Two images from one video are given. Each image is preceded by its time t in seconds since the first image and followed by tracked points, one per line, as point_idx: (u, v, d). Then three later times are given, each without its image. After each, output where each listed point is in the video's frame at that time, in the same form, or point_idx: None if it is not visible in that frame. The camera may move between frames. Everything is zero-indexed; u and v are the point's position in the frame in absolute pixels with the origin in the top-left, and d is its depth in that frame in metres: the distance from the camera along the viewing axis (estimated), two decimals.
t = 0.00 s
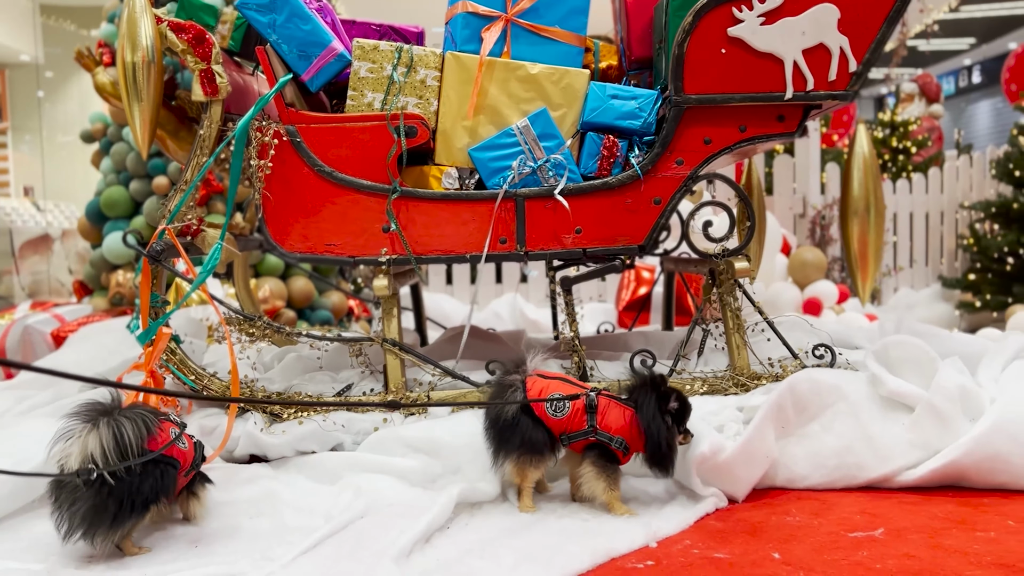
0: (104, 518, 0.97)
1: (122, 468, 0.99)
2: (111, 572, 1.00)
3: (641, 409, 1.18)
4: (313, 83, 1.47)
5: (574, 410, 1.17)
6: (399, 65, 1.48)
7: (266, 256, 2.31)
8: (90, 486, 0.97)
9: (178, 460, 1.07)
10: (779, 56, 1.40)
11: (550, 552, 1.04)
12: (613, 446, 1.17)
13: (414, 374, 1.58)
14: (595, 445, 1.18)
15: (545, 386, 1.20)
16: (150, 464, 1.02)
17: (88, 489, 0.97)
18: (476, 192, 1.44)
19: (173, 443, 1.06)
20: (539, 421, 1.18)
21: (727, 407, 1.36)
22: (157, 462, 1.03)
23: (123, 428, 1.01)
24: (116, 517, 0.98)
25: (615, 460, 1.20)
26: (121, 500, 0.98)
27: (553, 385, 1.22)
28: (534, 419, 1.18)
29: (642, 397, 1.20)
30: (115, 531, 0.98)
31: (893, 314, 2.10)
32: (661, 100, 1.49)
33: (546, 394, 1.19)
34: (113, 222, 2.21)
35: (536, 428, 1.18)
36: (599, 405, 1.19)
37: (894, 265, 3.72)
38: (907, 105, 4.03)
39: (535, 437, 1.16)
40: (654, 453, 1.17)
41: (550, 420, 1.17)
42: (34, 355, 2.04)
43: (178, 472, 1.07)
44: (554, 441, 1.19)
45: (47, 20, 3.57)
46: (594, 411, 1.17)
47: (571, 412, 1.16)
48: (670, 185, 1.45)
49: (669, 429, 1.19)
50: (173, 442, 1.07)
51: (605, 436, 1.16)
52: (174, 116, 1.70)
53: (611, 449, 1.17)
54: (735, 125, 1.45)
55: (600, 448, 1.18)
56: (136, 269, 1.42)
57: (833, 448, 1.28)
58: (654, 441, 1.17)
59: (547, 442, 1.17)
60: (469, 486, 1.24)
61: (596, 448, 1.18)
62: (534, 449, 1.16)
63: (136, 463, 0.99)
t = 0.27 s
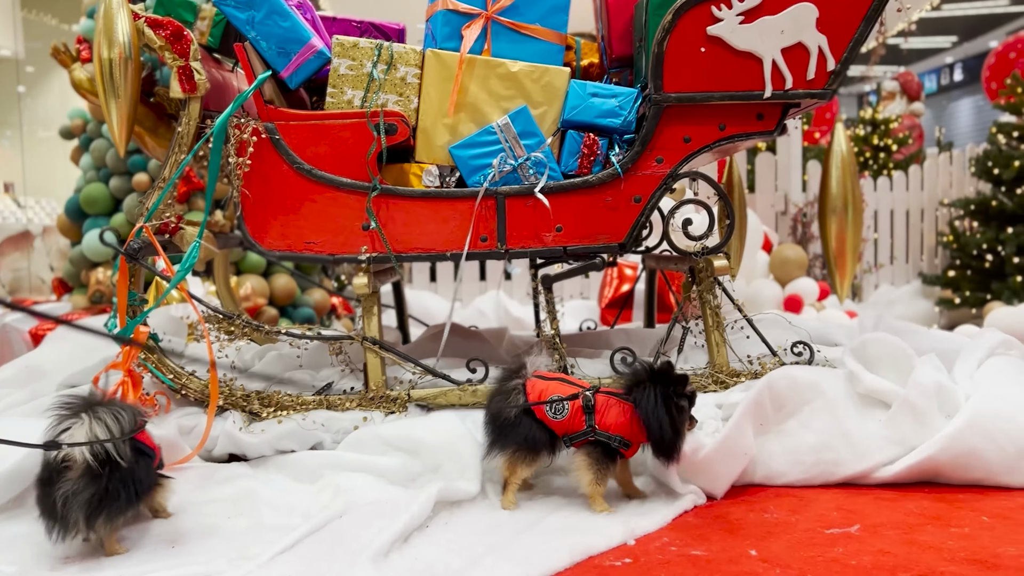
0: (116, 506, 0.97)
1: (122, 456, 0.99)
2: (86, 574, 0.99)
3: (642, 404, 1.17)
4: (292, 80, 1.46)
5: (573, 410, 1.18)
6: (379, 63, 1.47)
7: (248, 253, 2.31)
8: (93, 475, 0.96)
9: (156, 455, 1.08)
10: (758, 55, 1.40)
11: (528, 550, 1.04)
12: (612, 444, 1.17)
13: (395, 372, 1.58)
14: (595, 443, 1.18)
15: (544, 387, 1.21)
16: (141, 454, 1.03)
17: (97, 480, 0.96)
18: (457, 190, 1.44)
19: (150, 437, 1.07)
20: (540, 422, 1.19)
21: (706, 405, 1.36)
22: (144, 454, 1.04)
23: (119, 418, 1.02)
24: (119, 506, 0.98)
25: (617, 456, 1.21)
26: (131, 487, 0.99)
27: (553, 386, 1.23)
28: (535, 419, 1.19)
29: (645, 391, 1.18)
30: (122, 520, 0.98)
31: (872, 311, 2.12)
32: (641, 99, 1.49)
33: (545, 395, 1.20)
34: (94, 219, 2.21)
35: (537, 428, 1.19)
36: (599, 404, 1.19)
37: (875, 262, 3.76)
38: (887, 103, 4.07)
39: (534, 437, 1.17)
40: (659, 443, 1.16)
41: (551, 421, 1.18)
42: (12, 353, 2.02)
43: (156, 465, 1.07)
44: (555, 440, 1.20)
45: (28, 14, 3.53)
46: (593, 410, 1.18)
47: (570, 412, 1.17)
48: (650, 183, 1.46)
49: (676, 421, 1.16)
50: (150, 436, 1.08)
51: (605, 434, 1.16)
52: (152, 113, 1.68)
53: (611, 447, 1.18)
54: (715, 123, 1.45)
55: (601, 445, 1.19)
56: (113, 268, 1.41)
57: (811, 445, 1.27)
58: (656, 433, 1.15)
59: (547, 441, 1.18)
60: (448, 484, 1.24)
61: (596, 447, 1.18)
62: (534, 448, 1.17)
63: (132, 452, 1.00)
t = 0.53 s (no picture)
0: (75, 522, 0.94)
1: (81, 469, 0.97)
2: None
3: (646, 412, 1.15)
4: (268, 86, 1.44)
5: (575, 417, 1.15)
6: (357, 69, 1.45)
7: (227, 257, 2.29)
8: (52, 489, 0.94)
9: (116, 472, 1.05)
10: (738, 62, 1.40)
11: (507, 565, 1.03)
12: (614, 450, 1.13)
13: (374, 382, 1.55)
14: (596, 449, 1.14)
15: (545, 394, 1.18)
16: (100, 469, 1.00)
17: (58, 492, 0.94)
18: (436, 197, 1.43)
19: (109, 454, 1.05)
20: (543, 430, 1.16)
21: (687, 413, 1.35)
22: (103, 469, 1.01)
23: (80, 432, 1.01)
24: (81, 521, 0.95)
25: (616, 464, 1.17)
26: (92, 501, 0.97)
27: (554, 392, 1.20)
28: (536, 426, 1.16)
29: (648, 400, 1.17)
30: (84, 536, 0.95)
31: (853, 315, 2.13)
32: (622, 105, 1.48)
33: (547, 402, 1.17)
34: (69, 222, 2.18)
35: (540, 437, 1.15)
36: (600, 411, 1.16)
37: (856, 264, 3.78)
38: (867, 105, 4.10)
39: (537, 446, 1.14)
40: (657, 455, 1.14)
41: (553, 428, 1.14)
42: None
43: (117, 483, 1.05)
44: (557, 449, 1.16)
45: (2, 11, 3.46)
46: (595, 416, 1.15)
47: (571, 419, 1.14)
48: (631, 191, 1.45)
49: (677, 433, 1.15)
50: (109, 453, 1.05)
51: (606, 440, 1.13)
52: (127, 118, 1.66)
53: (611, 454, 1.14)
54: (696, 131, 1.45)
55: (601, 452, 1.15)
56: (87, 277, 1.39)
57: (792, 454, 1.26)
58: (656, 443, 1.13)
59: (552, 449, 1.15)
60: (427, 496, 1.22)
61: (597, 453, 1.15)
62: (538, 456, 1.14)
63: (90, 465, 0.98)
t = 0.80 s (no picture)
0: (33, 571, 0.92)
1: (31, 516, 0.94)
2: None
3: (629, 440, 1.14)
4: (238, 103, 1.40)
5: (555, 448, 1.14)
6: (328, 86, 1.42)
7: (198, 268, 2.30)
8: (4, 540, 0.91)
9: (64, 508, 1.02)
10: (715, 82, 1.39)
11: None
12: (595, 482, 1.12)
13: (346, 406, 1.53)
14: (577, 481, 1.13)
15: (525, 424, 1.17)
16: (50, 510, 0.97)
17: (11, 544, 0.91)
18: (410, 217, 1.40)
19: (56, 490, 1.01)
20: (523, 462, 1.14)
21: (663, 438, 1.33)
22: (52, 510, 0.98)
23: (27, 474, 0.96)
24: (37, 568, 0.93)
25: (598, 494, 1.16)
26: (48, 547, 0.94)
27: (534, 422, 1.19)
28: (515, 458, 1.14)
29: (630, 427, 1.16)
30: None
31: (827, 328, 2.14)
32: (598, 124, 1.47)
33: (527, 432, 1.16)
34: (35, 231, 2.16)
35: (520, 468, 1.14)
36: (581, 441, 1.15)
37: (830, 271, 3.82)
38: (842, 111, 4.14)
39: (516, 477, 1.12)
40: (641, 482, 1.13)
41: (532, 459, 1.13)
42: None
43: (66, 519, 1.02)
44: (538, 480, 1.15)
45: None
46: (576, 447, 1.13)
47: (551, 450, 1.12)
48: (607, 212, 1.44)
49: (659, 459, 1.14)
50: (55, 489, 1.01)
51: (588, 472, 1.12)
52: (92, 132, 1.63)
53: (592, 485, 1.13)
54: (671, 151, 1.44)
55: (582, 484, 1.14)
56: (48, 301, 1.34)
57: (767, 480, 1.25)
58: (640, 471, 1.12)
59: (530, 480, 1.13)
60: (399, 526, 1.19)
61: (578, 485, 1.13)
62: (517, 488, 1.12)
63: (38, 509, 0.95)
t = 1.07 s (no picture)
0: None
1: None
2: None
3: (601, 470, 1.12)
4: (218, 134, 1.37)
5: (536, 492, 1.13)
6: (311, 116, 1.40)
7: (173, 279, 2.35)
8: None
9: None
10: (701, 119, 1.38)
11: None
12: (583, 519, 1.09)
13: (327, 440, 1.53)
14: (563, 523, 1.11)
15: (507, 469, 1.16)
16: None
17: None
18: (394, 252, 1.38)
19: None
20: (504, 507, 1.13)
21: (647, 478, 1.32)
22: None
23: None
24: None
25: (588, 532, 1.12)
26: None
27: (514, 467, 1.18)
28: (495, 502, 1.14)
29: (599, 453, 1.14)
30: None
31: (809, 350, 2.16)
32: (583, 159, 1.45)
33: (508, 477, 1.15)
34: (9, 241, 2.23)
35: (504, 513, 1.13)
36: (562, 481, 1.13)
37: (812, 281, 3.89)
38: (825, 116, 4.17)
39: (501, 524, 1.11)
40: (626, 507, 1.11)
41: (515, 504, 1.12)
42: None
43: None
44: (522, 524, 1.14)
45: None
46: (558, 487, 1.12)
47: (533, 495, 1.11)
48: (592, 247, 1.43)
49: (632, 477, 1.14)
50: None
51: (573, 512, 1.10)
52: (68, 156, 1.59)
53: (580, 523, 1.10)
54: (657, 186, 1.43)
55: (569, 524, 1.12)
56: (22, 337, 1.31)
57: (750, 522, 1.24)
58: (624, 496, 1.10)
59: (514, 526, 1.12)
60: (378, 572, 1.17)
61: (565, 527, 1.11)
62: (501, 533, 1.10)
63: None
